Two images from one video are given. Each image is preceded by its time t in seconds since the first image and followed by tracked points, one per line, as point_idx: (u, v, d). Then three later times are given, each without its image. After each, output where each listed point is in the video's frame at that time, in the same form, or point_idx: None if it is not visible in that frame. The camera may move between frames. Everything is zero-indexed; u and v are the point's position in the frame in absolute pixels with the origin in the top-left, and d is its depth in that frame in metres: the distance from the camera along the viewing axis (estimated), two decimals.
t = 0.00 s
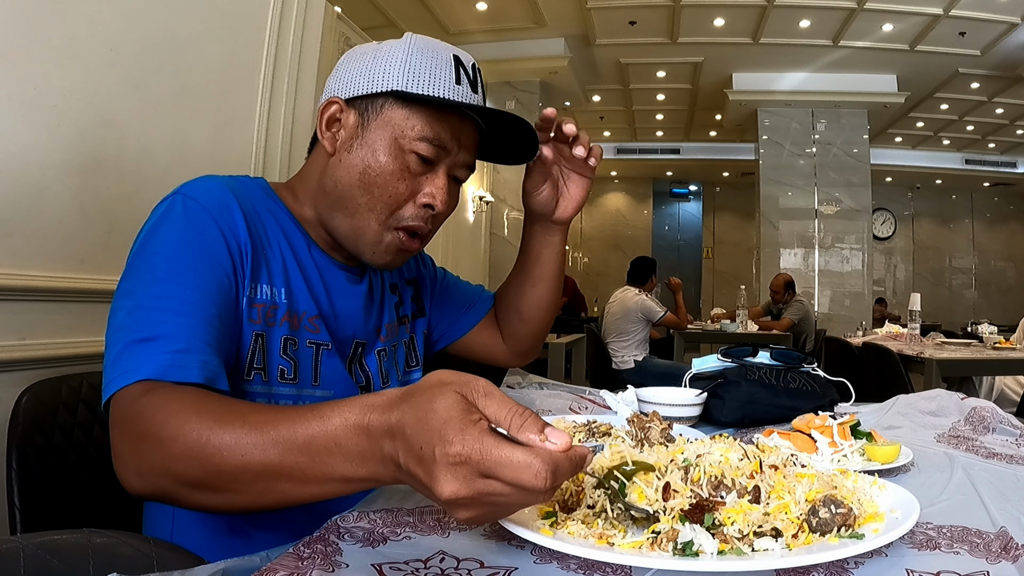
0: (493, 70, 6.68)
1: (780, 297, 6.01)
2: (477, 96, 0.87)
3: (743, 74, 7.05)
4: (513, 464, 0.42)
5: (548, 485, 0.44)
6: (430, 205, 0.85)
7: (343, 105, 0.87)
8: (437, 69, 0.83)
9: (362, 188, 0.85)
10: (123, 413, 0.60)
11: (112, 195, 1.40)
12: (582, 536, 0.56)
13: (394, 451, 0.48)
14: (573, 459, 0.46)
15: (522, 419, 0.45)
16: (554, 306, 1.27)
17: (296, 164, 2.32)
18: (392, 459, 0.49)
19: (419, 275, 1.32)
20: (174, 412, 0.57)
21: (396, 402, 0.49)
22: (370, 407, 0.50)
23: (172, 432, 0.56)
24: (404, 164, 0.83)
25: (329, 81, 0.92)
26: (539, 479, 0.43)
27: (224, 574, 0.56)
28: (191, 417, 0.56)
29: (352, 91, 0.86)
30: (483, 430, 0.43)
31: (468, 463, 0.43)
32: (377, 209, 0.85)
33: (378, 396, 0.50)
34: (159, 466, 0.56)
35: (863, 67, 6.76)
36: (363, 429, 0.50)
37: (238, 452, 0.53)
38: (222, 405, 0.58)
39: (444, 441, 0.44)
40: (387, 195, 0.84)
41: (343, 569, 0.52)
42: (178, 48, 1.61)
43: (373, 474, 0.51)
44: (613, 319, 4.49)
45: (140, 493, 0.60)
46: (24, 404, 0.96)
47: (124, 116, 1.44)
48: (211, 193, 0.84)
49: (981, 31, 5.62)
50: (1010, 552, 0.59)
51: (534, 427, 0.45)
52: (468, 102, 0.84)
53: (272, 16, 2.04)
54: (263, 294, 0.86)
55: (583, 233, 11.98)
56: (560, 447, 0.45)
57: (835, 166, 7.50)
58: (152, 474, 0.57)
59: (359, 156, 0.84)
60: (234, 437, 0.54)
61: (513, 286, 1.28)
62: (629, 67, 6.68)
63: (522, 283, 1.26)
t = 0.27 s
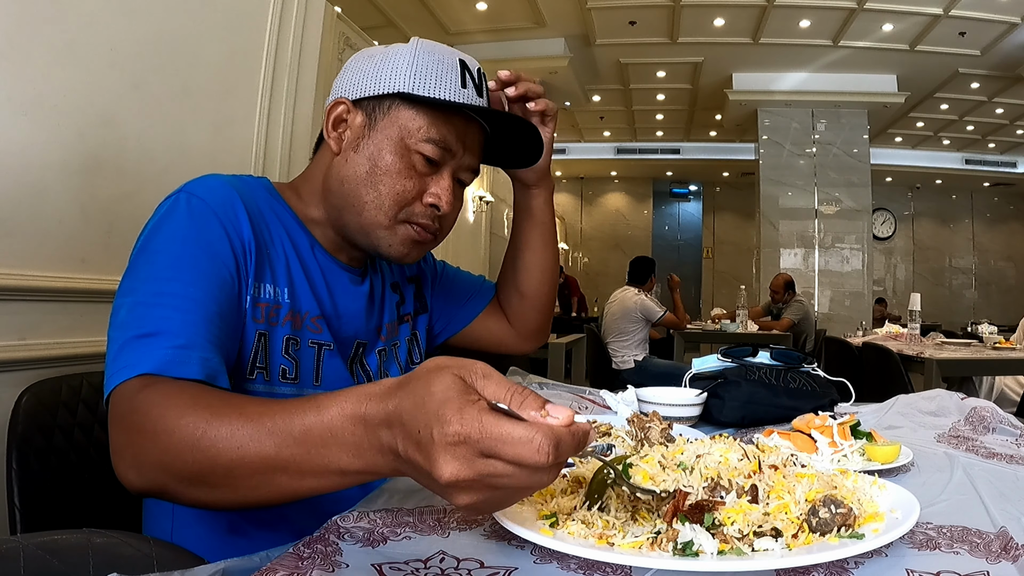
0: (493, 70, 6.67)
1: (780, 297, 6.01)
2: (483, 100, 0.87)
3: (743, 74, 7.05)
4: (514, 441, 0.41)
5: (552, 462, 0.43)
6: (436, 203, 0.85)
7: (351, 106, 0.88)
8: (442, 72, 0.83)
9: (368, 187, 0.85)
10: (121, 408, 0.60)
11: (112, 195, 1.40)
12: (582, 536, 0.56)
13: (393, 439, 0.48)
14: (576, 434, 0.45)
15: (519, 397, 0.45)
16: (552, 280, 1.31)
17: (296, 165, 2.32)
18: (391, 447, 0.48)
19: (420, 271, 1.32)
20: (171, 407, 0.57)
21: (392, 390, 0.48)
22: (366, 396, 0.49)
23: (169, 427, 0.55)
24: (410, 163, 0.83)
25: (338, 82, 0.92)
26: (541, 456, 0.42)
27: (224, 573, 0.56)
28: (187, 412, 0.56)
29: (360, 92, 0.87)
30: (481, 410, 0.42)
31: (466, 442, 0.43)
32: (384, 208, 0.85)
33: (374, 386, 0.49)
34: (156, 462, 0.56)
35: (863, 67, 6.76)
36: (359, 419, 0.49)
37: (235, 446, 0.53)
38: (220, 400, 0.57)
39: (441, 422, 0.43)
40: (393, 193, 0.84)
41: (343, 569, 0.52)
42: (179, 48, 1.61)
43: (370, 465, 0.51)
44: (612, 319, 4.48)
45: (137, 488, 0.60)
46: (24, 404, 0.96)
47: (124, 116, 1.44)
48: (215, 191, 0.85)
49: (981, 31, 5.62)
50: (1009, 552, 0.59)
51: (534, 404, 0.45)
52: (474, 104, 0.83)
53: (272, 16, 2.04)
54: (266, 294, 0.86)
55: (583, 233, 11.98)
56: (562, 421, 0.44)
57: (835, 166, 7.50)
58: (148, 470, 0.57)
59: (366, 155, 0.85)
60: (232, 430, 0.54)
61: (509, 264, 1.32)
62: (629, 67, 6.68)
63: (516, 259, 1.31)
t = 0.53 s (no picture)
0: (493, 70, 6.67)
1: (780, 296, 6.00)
2: (474, 91, 0.87)
3: (743, 74, 7.05)
4: (483, 337, 0.44)
5: (520, 370, 0.44)
6: (431, 197, 0.85)
7: (342, 105, 0.88)
8: (431, 65, 0.84)
9: (363, 184, 0.85)
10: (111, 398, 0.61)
11: (112, 195, 1.40)
12: (582, 536, 0.56)
13: (369, 378, 0.49)
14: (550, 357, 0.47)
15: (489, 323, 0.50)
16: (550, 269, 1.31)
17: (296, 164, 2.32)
18: (367, 391, 0.50)
19: (420, 272, 1.32)
20: (159, 393, 0.57)
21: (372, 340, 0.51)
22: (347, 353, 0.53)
23: (156, 412, 0.56)
24: (403, 157, 0.84)
25: (329, 82, 0.92)
26: (510, 356, 0.43)
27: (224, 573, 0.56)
28: (174, 395, 0.57)
29: (352, 91, 0.87)
30: (452, 319, 0.45)
31: (436, 344, 0.45)
32: (378, 203, 0.85)
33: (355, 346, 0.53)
34: (144, 450, 0.57)
35: (863, 67, 6.75)
36: (343, 375, 0.52)
37: (218, 422, 0.55)
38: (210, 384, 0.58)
39: (412, 331, 0.45)
40: (388, 189, 0.84)
41: (343, 569, 0.52)
42: (179, 48, 1.61)
43: (347, 423, 0.52)
44: (612, 319, 4.48)
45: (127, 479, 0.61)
46: (24, 404, 0.96)
47: (124, 116, 1.44)
48: (212, 190, 0.85)
49: (981, 31, 5.62)
50: (1010, 552, 0.59)
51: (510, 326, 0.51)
52: (464, 95, 0.84)
53: (272, 16, 2.04)
54: (264, 293, 0.86)
55: (583, 233, 11.98)
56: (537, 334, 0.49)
57: (835, 166, 7.49)
58: (138, 458, 0.58)
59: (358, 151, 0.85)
60: (218, 409, 0.55)
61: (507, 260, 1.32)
62: (629, 67, 6.68)
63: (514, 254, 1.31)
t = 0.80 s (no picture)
0: (494, 70, 6.68)
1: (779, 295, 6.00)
2: (463, 76, 0.86)
3: (743, 74, 7.05)
4: (442, 320, 0.44)
5: (478, 355, 0.44)
6: (425, 188, 0.85)
7: (329, 102, 0.89)
8: (416, 53, 0.83)
9: (353, 179, 0.86)
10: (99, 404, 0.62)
11: (112, 195, 1.40)
12: (582, 536, 0.56)
13: (339, 367, 0.51)
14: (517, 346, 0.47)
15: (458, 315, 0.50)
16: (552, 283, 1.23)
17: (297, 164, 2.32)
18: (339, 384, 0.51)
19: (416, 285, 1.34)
20: (144, 397, 0.59)
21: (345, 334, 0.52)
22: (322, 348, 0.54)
23: (142, 416, 0.58)
24: (392, 150, 0.84)
25: (318, 80, 0.93)
26: (468, 340, 0.44)
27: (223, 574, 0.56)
28: (160, 398, 0.58)
29: (337, 87, 0.88)
30: (412, 305, 0.46)
31: (396, 327, 0.45)
32: (371, 199, 0.86)
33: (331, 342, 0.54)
34: (131, 451, 0.59)
35: (863, 67, 6.75)
36: (316, 370, 0.53)
37: (201, 424, 0.57)
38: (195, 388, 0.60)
39: (376, 318, 0.46)
40: (378, 182, 0.85)
41: (342, 569, 0.52)
42: (179, 48, 1.61)
43: (322, 423, 0.53)
44: (612, 319, 4.47)
45: (115, 483, 0.63)
46: (24, 404, 0.96)
47: (124, 117, 1.44)
48: (207, 190, 0.85)
49: (981, 31, 5.62)
50: (1009, 552, 0.59)
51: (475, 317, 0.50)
52: (451, 80, 0.83)
53: (272, 16, 2.04)
54: (262, 297, 0.87)
55: (583, 234, 11.98)
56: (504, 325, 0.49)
57: (835, 166, 7.49)
58: (124, 460, 0.60)
59: (347, 148, 0.86)
60: (201, 411, 0.57)
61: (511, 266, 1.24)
62: (629, 67, 6.68)
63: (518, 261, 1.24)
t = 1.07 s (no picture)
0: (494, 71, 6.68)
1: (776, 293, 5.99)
2: (473, 65, 0.85)
3: (743, 74, 7.05)
4: (444, 330, 0.45)
5: (471, 362, 0.45)
6: (435, 184, 0.83)
7: (335, 100, 0.89)
8: (424, 43, 0.82)
9: (361, 178, 0.85)
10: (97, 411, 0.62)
11: (112, 195, 1.40)
12: (582, 536, 0.56)
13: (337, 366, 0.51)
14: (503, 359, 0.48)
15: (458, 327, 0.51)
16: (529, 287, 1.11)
17: (297, 164, 2.32)
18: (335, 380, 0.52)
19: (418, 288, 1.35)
20: (141, 403, 0.59)
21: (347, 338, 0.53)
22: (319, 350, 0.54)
23: (138, 425, 0.58)
24: (400, 147, 0.83)
25: (325, 78, 0.93)
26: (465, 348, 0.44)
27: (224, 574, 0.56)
28: (155, 407, 0.58)
29: (342, 85, 0.87)
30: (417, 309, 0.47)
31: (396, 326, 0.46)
32: (380, 198, 0.85)
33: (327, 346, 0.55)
34: (128, 462, 0.59)
35: (863, 67, 6.75)
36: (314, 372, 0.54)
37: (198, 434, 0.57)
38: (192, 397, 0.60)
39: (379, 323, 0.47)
40: (388, 179, 0.84)
41: (342, 569, 0.52)
42: (179, 48, 1.61)
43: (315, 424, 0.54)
44: (611, 319, 4.46)
45: (108, 492, 0.63)
46: (24, 404, 0.96)
47: (123, 117, 1.44)
48: (213, 189, 0.84)
49: (981, 31, 5.62)
50: (1010, 552, 0.59)
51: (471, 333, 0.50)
52: (460, 70, 0.81)
53: (272, 16, 2.04)
54: (271, 301, 0.86)
55: (583, 233, 11.99)
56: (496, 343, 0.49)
57: (835, 166, 7.49)
58: (119, 469, 0.60)
59: (355, 146, 0.85)
60: (199, 419, 0.57)
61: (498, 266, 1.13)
62: (629, 67, 6.68)
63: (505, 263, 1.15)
